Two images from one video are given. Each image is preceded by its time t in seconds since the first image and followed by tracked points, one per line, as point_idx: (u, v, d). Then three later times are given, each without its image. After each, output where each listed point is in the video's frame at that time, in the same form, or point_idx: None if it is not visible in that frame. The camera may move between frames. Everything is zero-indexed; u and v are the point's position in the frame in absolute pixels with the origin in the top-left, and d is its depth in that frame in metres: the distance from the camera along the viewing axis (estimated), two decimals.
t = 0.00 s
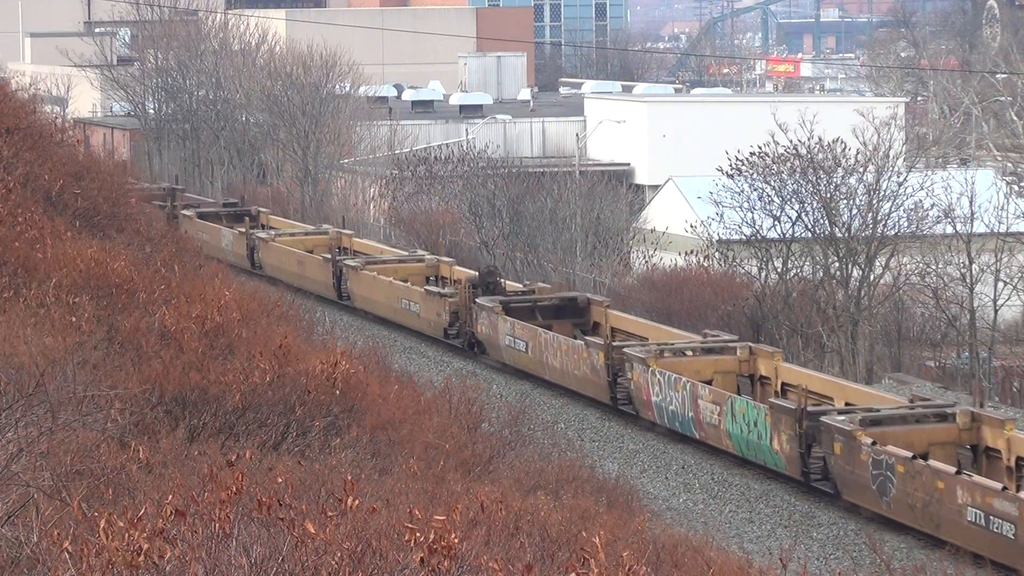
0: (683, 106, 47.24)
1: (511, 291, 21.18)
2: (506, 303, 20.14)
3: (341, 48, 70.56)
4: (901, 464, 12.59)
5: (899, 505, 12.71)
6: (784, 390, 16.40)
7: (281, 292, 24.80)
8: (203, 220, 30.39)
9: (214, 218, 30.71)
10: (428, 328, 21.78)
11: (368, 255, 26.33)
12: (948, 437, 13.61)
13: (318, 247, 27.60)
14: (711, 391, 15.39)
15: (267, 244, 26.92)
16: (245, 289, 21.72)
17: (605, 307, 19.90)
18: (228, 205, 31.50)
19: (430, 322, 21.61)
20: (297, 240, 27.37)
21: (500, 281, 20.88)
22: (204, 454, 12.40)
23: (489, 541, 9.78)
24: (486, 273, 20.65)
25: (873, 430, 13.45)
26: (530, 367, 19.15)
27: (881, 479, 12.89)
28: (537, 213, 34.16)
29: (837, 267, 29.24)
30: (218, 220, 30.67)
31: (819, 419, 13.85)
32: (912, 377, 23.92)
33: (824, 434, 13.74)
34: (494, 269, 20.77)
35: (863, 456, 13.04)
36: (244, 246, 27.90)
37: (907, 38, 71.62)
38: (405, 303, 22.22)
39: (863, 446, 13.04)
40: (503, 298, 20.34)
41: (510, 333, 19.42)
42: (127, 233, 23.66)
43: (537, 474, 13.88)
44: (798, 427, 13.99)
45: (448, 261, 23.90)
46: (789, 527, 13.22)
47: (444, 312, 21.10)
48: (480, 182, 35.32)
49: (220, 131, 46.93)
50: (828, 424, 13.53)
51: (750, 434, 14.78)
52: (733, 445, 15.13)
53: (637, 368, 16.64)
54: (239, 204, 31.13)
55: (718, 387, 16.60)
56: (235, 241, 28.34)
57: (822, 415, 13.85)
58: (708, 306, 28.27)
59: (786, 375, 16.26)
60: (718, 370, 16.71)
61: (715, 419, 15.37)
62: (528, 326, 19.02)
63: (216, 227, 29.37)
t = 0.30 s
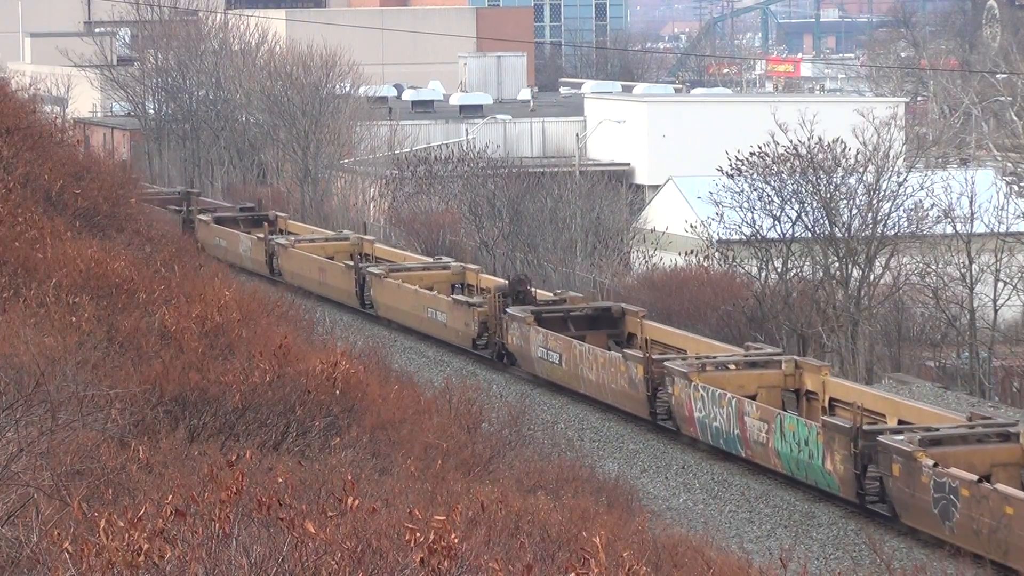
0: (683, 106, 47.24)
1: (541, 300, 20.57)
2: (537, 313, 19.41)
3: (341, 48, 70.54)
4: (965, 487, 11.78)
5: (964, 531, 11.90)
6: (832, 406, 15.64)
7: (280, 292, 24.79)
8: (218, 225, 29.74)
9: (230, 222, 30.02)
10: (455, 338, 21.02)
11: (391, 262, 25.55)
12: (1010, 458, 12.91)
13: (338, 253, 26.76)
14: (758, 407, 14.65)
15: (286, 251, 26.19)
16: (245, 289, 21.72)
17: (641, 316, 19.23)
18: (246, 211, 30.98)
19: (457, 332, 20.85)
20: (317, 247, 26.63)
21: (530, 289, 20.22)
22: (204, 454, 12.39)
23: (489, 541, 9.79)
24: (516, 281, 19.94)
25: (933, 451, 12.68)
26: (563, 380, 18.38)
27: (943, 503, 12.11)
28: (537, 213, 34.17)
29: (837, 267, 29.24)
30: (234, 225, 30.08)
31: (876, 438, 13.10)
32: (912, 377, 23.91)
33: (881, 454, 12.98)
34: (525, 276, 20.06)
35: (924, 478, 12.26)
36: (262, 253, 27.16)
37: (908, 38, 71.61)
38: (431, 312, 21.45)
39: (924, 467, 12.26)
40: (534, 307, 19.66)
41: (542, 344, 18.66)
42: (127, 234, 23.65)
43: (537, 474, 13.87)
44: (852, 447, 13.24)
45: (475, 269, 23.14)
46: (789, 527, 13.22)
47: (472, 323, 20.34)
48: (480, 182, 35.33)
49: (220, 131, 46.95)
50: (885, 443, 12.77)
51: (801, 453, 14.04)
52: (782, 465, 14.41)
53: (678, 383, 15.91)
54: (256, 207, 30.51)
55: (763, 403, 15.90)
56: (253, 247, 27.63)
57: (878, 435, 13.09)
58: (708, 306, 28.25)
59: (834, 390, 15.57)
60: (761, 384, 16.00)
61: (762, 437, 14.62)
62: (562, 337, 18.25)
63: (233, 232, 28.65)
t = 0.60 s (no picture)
0: (683, 106, 47.24)
1: (573, 309, 19.74)
2: (571, 323, 18.64)
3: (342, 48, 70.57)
4: None
5: None
6: (883, 423, 14.61)
7: (280, 292, 24.80)
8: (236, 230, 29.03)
9: (248, 228, 29.31)
10: (485, 349, 20.21)
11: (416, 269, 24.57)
12: None
13: (360, 259, 25.91)
14: (810, 424, 13.81)
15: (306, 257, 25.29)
16: (245, 289, 21.72)
17: (678, 327, 18.46)
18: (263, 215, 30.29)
19: (487, 343, 20.05)
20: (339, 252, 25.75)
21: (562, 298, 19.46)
22: (204, 454, 12.40)
23: (489, 541, 9.80)
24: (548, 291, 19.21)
25: (1000, 474, 11.78)
26: (598, 394, 17.59)
27: (1012, 531, 11.19)
28: (537, 213, 34.17)
29: (837, 267, 29.23)
30: (252, 230, 29.41)
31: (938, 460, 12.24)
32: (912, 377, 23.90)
33: (943, 477, 12.12)
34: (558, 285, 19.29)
35: (991, 503, 11.37)
36: (282, 258, 26.31)
37: (907, 38, 71.64)
38: (459, 322, 20.66)
39: (991, 491, 11.38)
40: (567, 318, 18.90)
41: (576, 356, 17.87)
42: (127, 234, 23.65)
43: (537, 474, 13.86)
44: (912, 469, 12.39)
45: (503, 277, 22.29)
46: (789, 527, 13.21)
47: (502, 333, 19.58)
48: (480, 182, 35.33)
49: (220, 131, 46.96)
50: (948, 465, 11.91)
51: (856, 475, 13.18)
52: (835, 486, 13.57)
53: (724, 399, 15.10)
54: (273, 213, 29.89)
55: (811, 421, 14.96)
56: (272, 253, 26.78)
57: (941, 455, 12.24)
58: (708, 306, 28.28)
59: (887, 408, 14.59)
60: (810, 400, 15.07)
61: (813, 457, 13.80)
62: (598, 349, 17.46)
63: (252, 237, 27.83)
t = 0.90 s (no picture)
0: (683, 106, 47.24)
1: (607, 321, 18.94)
2: (607, 335, 17.90)
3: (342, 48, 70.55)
4: None
5: None
6: (939, 443, 13.85)
7: (280, 292, 24.80)
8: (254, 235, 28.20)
9: (266, 232, 28.49)
10: (516, 361, 19.46)
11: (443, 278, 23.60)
12: None
13: (383, 266, 25.01)
14: (865, 444, 13.05)
15: (328, 264, 24.53)
16: (245, 289, 21.71)
17: (719, 339, 17.64)
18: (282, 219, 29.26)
19: (518, 355, 19.29)
20: (360, 259, 24.91)
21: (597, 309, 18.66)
22: (204, 454, 12.40)
23: (489, 541, 9.80)
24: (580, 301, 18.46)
25: None
26: (637, 410, 16.86)
27: None
28: (537, 213, 34.17)
29: (837, 267, 29.25)
30: (270, 235, 28.58)
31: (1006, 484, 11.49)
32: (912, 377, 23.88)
33: (1011, 501, 11.39)
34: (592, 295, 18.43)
35: None
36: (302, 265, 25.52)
37: (907, 38, 71.63)
38: (489, 332, 19.93)
39: None
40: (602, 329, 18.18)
41: (613, 369, 17.13)
42: (127, 234, 23.65)
43: (537, 474, 13.87)
44: (977, 494, 11.67)
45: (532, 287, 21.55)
46: (789, 527, 13.21)
47: (534, 345, 18.84)
48: (480, 182, 35.34)
49: (220, 131, 46.95)
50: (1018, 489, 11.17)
51: (917, 498, 12.43)
52: (894, 510, 12.82)
53: (772, 417, 14.35)
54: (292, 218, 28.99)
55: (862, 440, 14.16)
56: (291, 259, 25.96)
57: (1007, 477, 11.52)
58: (708, 306, 28.28)
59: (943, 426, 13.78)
60: (862, 418, 14.26)
61: (870, 478, 13.04)
62: (636, 363, 16.71)
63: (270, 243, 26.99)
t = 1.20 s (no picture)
0: (683, 106, 47.23)
1: (644, 332, 18.15)
2: (645, 347, 17.12)
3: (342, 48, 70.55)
4: None
5: None
6: (1000, 463, 12.92)
7: (280, 292, 24.81)
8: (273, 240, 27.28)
9: (285, 238, 27.52)
10: (549, 373, 18.71)
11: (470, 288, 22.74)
12: None
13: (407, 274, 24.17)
14: (927, 466, 12.30)
15: (350, 272, 23.79)
16: (245, 289, 21.71)
17: (762, 353, 16.84)
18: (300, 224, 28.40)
19: (551, 367, 18.55)
20: (384, 267, 24.13)
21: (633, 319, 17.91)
22: (204, 454, 12.40)
23: (489, 541, 9.79)
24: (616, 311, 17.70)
25: None
26: (679, 426, 16.09)
27: None
28: (537, 213, 34.17)
29: (837, 267, 29.26)
30: (289, 241, 27.63)
31: None
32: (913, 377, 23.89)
33: None
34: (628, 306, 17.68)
35: None
36: (323, 272, 24.79)
37: (907, 38, 71.64)
38: (521, 343, 19.18)
39: None
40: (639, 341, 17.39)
41: (652, 384, 16.36)
42: (127, 233, 23.65)
43: (537, 474, 13.86)
44: None
45: (563, 296, 20.81)
46: (789, 527, 13.21)
47: (568, 358, 18.09)
48: (480, 182, 35.36)
49: (220, 131, 46.92)
50: None
51: (984, 524, 11.68)
52: (957, 536, 12.07)
53: (825, 435, 13.58)
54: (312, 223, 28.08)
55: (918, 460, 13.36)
56: (312, 266, 25.21)
57: None
58: (708, 306, 28.27)
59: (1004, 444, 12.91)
60: (918, 435, 13.45)
61: (931, 502, 12.29)
62: (677, 377, 15.95)
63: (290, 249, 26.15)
